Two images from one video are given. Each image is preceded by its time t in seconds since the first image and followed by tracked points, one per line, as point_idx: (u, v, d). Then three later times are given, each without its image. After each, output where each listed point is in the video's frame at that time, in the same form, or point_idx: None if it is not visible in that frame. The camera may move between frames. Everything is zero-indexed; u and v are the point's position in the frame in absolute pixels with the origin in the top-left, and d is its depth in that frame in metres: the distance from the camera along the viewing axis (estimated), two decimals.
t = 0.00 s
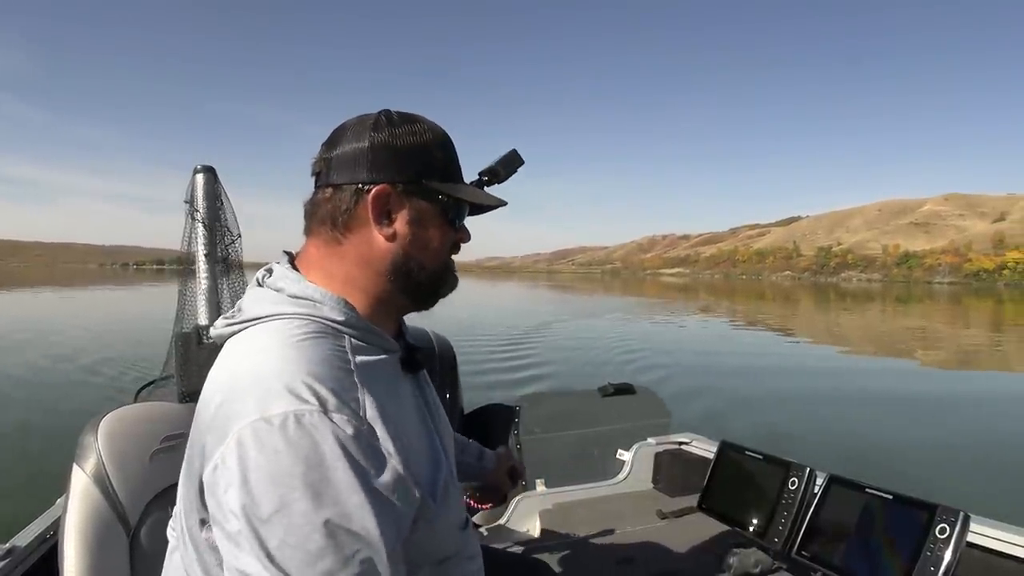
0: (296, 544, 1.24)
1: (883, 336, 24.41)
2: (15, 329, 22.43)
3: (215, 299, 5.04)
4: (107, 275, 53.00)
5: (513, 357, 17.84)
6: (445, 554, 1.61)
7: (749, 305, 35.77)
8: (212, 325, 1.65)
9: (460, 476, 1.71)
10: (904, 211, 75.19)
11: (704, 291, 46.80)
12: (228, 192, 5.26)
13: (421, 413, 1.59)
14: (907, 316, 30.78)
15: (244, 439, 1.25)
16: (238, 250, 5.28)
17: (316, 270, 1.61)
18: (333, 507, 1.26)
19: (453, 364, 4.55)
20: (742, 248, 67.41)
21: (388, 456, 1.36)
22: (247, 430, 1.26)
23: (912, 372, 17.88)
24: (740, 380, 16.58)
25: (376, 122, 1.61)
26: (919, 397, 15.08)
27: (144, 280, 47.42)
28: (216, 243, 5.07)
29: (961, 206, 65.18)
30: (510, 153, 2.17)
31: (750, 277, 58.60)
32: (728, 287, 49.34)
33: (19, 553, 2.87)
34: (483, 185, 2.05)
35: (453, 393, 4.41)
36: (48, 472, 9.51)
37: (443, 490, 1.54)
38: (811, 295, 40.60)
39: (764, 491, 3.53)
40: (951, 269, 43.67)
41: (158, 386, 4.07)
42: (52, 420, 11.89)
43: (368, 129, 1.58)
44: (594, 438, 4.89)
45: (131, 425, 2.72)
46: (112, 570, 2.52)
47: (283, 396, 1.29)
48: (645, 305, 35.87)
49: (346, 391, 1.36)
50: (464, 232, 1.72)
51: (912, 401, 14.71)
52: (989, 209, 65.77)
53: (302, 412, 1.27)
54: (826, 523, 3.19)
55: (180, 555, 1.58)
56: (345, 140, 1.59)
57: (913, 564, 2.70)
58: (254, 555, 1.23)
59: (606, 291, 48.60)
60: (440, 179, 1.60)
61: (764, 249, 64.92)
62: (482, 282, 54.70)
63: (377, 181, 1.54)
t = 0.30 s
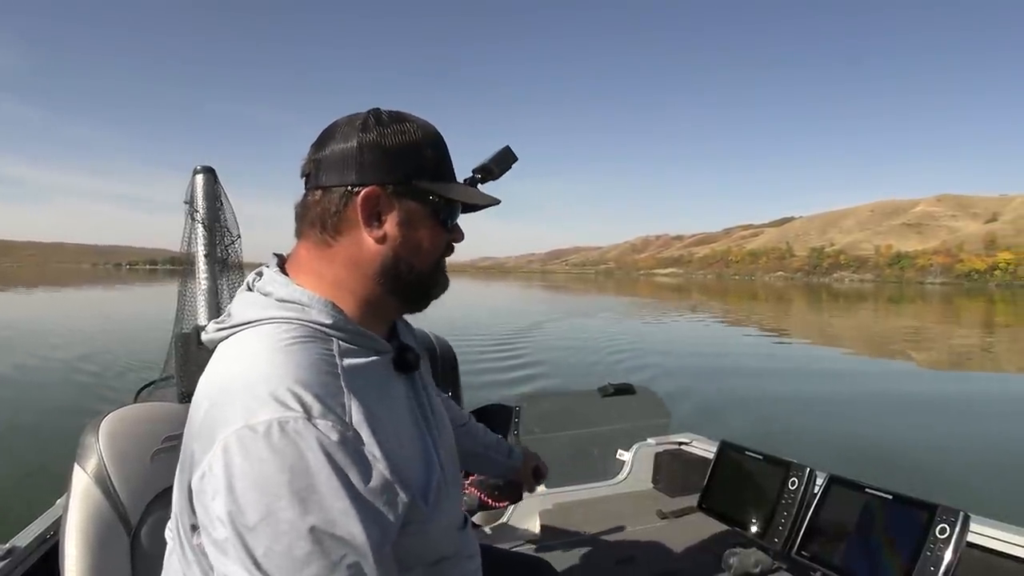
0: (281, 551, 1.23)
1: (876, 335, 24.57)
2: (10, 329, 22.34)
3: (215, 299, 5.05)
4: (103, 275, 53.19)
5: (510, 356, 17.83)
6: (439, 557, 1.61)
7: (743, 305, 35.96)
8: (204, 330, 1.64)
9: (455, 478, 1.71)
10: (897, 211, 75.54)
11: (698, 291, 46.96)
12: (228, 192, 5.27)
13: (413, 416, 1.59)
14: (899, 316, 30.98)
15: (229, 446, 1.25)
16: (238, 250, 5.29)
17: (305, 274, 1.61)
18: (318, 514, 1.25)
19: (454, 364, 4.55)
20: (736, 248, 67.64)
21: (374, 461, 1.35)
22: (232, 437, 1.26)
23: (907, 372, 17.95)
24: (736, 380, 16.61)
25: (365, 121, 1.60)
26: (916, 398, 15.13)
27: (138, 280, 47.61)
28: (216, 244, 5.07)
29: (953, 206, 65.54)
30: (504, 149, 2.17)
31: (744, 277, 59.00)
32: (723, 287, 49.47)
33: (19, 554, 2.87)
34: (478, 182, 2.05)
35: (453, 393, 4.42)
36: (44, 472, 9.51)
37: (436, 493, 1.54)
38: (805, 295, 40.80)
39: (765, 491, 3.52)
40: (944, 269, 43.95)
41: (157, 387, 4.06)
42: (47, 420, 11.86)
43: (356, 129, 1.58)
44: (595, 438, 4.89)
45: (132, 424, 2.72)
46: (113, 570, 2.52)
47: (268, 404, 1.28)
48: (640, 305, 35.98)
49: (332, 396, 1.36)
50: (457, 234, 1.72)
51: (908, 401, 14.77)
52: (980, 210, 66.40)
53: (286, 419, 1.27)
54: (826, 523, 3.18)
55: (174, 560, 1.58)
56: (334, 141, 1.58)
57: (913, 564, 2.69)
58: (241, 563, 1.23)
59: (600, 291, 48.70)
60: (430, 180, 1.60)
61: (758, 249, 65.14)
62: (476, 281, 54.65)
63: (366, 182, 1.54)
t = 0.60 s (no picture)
0: (284, 548, 1.23)
1: (867, 336, 24.76)
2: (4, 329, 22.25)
3: (215, 299, 5.05)
4: (95, 275, 53.21)
5: (506, 356, 17.84)
6: (443, 553, 1.62)
7: (735, 306, 36.22)
8: (207, 328, 1.65)
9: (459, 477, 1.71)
10: (889, 213, 76.08)
11: (691, 292, 47.18)
12: (228, 192, 5.27)
13: (416, 414, 1.59)
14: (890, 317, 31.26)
15: (232, 444, 1.25)
16: (238, 250, 5.29)
17: (307, 271, 1.62)
18: (321, 510, 1.25)
19: (454, 364, 4.55)
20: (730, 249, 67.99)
21: (376, 458, 1.36)
22: (235, 434, 1.26)
23: (899, 373, 18.08)
24: (731, 379, 16.67)
25: (375, 123, 1.60)
26: (909, 399, 15.24)
27: (128, 279, 47.60)
28: (216, 243, 5.08)
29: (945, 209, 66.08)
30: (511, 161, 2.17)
31: (736, 278, 59.30)
32: (716, 287, 49.72)
33: (19, 553, 2.87)
34: (482, 194, 2.05)
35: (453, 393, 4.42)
36: (37, 472, 9.50)
37: (438, 492, 1.54)
38: (797, 296, 41.09)
39: (765, 492, 3.53)
40: (935, 271, 44.39)
41: (157, 387, 4.07)
42: (41, 420, 11.84)
43: (365, 130, 1.58)
44: (595, 438, 4.90)
45: (134, 424, 2.73)
46: (113, 570, 2.52)
47: (270, 401, 1.29)
48: (633, 305, 36.17)
49: (334, 393, 1.36)
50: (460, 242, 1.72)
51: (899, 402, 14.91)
52: (972, 212, 67.02)
53: (289, 416, 1.27)
54: (826, 523, 3.19)
55: (178, 557, 1.58)
56: (342, 142, 1.58)
57: (913, 565, 2.69)
58: (244, 559, 1.23)
59: (594, 291, 48.90)
60: (435, 185, 1.60)
61: (751, 250, 65.51)
62: (470, 281, 54.76)
63: (371, 182, 1.54)
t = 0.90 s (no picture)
0: (292, 543, 1.23)
1: (858, 334, 24.93)
2: None
3: (215, 299, 5.05)
4: (85, 275, 53.01)
5: (502, 356, 17.83)
6: (448, 550, 1.62)
7: (728, 305, 36.40)
8: (211, 326, 1.65)
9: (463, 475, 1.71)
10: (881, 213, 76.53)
11: (684, 291, 47.37)
12: (228, 192, 5.27)
13: (422, 409, 1.60)
14: (881, 315, 31.47)
15: (239, 437, 1.26)
16: (238, 250, 5.29)
17: (311, 271, 1.62)
18: (329, 504, 1.25)
19: (454, 363, 4.55)
20: (723, 249, 68.34)
21: (383, 453, 1.36)
22: (243, 428, 1.26)
23: (893, 372, 18.18)
24: (726, 378, 16.69)
25: (380, 124, 1.60)
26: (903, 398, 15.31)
27: (118, 279, 47.50)
28: (216, 243, 5.08)
29: (936, 209, 66.61)
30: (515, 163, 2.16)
31: (728, 277, 59.55)
32: (708, 287, 49.93)
33: (18, 554, 2.87)
34: (486, 195, 2.05)
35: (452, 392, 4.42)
36: (31, 472, 9.49)
37: (444, 488, 1.54)
38: (789, 296, 41.31)
39: (764, 491, 3.53)
40: (925, 270, 44.77)
41: (157, 387, 4.06)
42: (35, 420, 11.80)
43: (370, 131, 1.58)
44: (594, 439, 4.89)
45: (133, 424, 2.72)
46: (114, 569, 2.52)
47: (278, 396, 1.29)
48: (626, 305, 36.30)
49: (341, 388, 1.37)
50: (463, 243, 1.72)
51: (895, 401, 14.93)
52: (963, 212, 67.48)
53: (297, 410, 1.27)
54: (826, 522, 3.19)
55: (183, 555, 1.57)
56: (348, 142, 1.58)
57: (913, 564, 2.70)
58: (252, 553, 1.22)
59: (587, 291, 49.06)
60: (439, 187, 1.60)
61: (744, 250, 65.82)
62: (462, 280, 54.77)
63: (376, 182, 1.55)
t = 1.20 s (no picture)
0: (294, 537, 1.23)
1: (850, 333, 25.06)
2: None
3: (215, 298, 5.05)
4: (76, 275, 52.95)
5: (498, 356, 17.82)
6: (450, 548, 1.62)
7: (720, 304, 36.56)
8: (213, 323, 1.64)
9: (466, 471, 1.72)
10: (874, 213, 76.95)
11: (675, 291, 47.53)
12: (228, 191, 5.27)
13: (423, 406, 1.59)
14: (871, 314, 31.69)
15: (242, 432, 1.25)
16: (238, 250, 5.29)
17: (313, 268, 1.63)
18: (330, 498, 1.25)
19: (454, 363, 4.54)
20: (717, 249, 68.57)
21: (385, 448, 1.36)
22: (245, 422, 1.26)
23: (885, 370, 18.27)
24: (721, 377, 16.71)
25: (377, 123, 1.60)
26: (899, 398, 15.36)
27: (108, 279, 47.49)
28: (216, 243, 5.08)
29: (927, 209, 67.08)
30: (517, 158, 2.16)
31: (721, 277, 59.76)
32: (701, 287, 50.09)
33: (18, 553, 2.87)
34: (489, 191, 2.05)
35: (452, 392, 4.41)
36: (24, 471, 9.46)
37: (445, 486, 1.54)
38: (780, 295, 41.55)
39: (765, 490, 3.53)
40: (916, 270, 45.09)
41: (157, 387, 4.06)
42: (28, 420, 11.74)
43: (367, 131, 1.58)
44: (594, 439, 4.89)
45: (133, 424, 2.72)
46: (114, 569, 2.51)
47: (281, 390, 1.29)
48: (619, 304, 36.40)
49: (343, 384, 1.37)
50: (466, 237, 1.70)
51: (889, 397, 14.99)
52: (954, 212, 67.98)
53: (299, 405, 1.27)
54: (826, 522, 3.19)
55: (183, 552, 1.57)
56: (346, 142, 1.58)
57: (913, 565, 2.70)
58: (253, 547, 1.22)
59: (579, 290, 49.16)
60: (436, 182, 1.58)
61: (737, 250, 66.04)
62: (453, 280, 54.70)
63: (372, 180, 1.54)
